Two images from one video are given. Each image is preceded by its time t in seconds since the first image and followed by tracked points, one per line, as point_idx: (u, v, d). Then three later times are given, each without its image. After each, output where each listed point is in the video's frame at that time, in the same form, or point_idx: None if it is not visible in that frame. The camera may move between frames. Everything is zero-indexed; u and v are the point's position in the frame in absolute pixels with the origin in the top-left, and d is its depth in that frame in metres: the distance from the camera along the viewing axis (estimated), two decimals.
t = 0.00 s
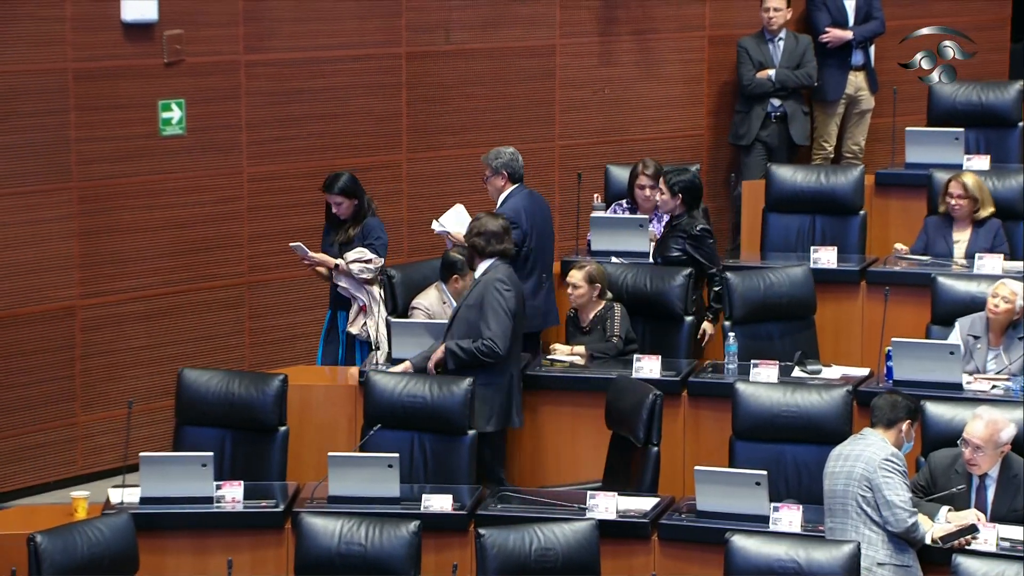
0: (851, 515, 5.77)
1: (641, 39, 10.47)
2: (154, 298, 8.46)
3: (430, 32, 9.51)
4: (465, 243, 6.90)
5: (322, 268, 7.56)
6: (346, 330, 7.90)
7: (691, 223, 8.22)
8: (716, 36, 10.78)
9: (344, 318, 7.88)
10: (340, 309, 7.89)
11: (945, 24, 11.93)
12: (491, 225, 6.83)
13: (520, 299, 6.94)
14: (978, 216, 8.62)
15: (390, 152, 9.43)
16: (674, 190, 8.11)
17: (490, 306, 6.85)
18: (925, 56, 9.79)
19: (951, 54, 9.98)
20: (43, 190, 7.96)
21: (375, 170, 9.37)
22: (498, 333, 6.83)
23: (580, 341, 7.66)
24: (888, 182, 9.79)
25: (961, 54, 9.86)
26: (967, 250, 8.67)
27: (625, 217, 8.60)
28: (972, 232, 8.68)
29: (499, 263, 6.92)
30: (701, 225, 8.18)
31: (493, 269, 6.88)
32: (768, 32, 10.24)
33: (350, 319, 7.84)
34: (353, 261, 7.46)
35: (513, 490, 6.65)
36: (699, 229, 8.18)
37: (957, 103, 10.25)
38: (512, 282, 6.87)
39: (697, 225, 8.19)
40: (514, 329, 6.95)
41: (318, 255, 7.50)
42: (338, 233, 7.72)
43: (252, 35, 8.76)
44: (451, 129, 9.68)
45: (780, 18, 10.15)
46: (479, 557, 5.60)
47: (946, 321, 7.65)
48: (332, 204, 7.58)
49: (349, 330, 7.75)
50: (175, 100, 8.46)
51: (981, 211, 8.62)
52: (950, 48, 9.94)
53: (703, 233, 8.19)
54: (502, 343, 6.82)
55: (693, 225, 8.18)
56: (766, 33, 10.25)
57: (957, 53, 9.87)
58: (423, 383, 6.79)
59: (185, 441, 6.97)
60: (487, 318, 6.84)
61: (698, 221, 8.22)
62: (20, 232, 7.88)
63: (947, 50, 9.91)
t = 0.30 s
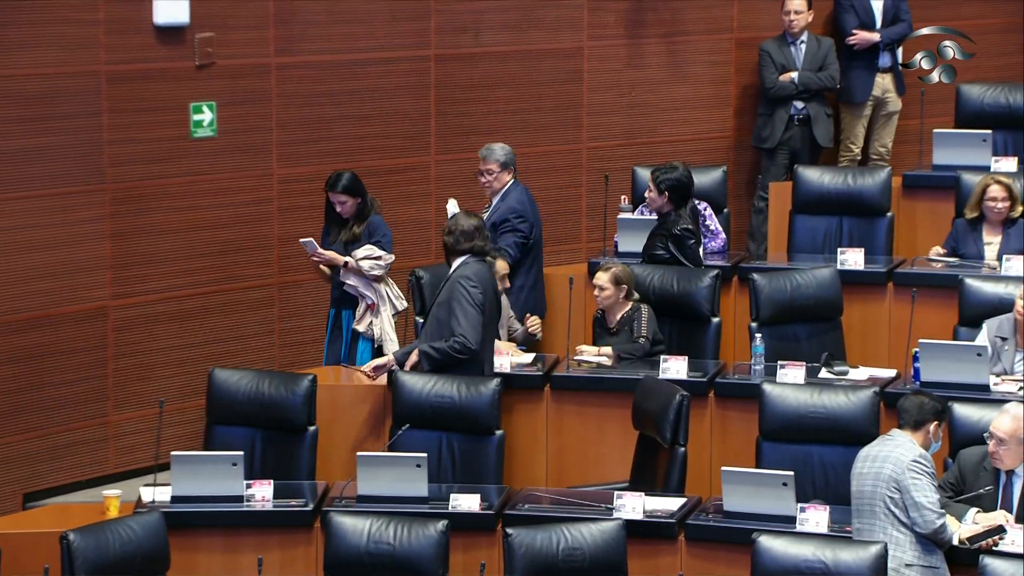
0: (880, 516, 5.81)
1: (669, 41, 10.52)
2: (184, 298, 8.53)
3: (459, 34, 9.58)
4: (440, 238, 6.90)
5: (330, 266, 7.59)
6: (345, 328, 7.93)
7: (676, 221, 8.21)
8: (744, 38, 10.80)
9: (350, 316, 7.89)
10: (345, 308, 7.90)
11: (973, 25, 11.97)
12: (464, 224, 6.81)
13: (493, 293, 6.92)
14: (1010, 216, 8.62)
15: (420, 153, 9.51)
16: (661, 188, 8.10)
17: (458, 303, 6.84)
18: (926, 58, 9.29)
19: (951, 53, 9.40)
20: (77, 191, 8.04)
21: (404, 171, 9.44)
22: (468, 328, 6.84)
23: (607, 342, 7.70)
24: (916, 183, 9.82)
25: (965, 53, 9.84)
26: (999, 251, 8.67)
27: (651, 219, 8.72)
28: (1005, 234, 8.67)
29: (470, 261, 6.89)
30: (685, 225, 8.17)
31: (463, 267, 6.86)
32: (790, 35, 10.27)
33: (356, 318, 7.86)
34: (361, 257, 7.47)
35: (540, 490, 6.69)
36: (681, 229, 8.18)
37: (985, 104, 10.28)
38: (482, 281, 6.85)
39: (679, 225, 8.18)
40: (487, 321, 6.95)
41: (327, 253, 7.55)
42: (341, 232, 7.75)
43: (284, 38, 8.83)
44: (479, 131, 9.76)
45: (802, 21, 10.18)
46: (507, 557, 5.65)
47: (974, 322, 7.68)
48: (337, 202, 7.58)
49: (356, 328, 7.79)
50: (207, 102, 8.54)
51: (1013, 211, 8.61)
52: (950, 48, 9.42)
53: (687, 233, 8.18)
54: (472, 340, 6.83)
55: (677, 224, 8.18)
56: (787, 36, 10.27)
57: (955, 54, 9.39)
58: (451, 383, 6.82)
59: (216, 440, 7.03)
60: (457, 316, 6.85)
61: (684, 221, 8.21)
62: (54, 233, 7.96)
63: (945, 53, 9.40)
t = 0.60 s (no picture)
0: (907, 517, 5.83)
1: (696, 43, 10.59)
2: (213, 299, 8.60)
3: (486, 37, 9.65)
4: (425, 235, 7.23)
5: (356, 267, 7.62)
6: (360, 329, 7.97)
7: (667, 226, 8.39)
8: (770, 40, 10.88)
9: (371, 318, 7.92)
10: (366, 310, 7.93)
11: (999, 28, 12.03)
12: (440, 228, 7.08)
13: (454, 305, 7.10)
14: None
15: (448, 156, 9.57)
16: (650, 193, 8.32)
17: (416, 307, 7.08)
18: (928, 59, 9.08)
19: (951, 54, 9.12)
20: (110, 193, 8.12)
21: (434, 174, 9.51)
22: (418, 333, 7.04)
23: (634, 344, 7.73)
24: (943, 185, 9.84)
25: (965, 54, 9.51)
26: None
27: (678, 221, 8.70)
28: None
29: (444, 265, 7.14)
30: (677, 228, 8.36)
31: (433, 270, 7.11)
32: (804, 38, 10.30)
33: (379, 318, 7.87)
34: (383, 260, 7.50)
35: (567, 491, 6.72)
36: (672, 232, 8.36)
37: (1012, 107, 10.36)
38: (438, 287, 7.04)
39: (671, 227, 8.36)
40: (444, 332, 7.12)
41: (353, 255, 7.62)
42: (359, 233, 7.82)
43: (314, 40, 8.90)
44: (507, 132, 9.82)
45: (815, 23, 10.21)
46: (534, 557, 5.66)
47: (1001, 323, 7.68)
48: (355, 203, 7.67)
49: (382, 328, 7.78)
50: (237, 105, 8.61)
51: None
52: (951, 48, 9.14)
53: (679, 234, 8.35)
54: (420, 344, 7.01)
55: (668, 228, 8.36)
56: (802, 38, 10.31)
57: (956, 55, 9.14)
58: (479, 383, 6.87)
59: (246, 439, 7.09)
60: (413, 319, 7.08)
61: (674, 224, 8.39)
62: (87, 234, 8.04)
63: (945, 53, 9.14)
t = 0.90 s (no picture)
0: (934, 519, 5.84)
1: (724, 45, 10.65)
2: (242, 300, 8.67)
3: (516, 40, 9.70)
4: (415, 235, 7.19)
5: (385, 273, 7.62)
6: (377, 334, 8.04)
7: (663, 221, 8.24)
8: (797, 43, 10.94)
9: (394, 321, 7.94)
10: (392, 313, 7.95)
11: None
12: (429, 228, 7.04)
13: (437, 306, 7.07)
14: None
15: (476, 157, 9.63)
16: (645, 189, 8.17)
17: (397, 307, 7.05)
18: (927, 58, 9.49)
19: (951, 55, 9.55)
20: (142, 194, 8.19)
21: (463, 175, 9.57)
22: (398, 334, 7.00)
23: (660, 344, 7.77)
24: (971, 187, 9.92)
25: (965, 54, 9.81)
26: None
27: (706, 222, 8.68)
28: None
29: (431, 265, 7.11)
30: (675, 223, 8.22)
31: (423, 270, 7.08)
32: (817, 42, 10.33)
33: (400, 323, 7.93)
34: (410, 268, 7.47)
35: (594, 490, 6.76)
36: (672, 227, 8.24)
37: None
38: (420, 287, 7.01)
39: (670, 222, 8.23)
40: (426, 333, 7.09)
41: (379, 261, 7.59)
42: (382, 237, 7.85)
43: (344, 43, 8.96)
44: (535, 135, 9.88)
45: (829, 27, 10.21)
46: (562, 556, 5.69)
47: None
48: (381, 206, 7.71)
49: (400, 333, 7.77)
50: (268, 107, 8.68)
51: None
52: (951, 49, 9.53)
53: (677, 229, 8.24)
54: (399, 344, 6.98)
55: (665, 222, 8.22)
56: (816, 42, 10.33)
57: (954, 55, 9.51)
58: (507, 384, 6.90)
59: (276, 439, 7.09)
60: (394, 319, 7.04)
61: (671, 219, 8.26)
62: (119, 235, 8.11)
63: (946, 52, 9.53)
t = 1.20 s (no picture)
0: (950, 520, 5.86)
1: (741, 46, 10.68)
2: (261, 301, 8.72)
3: (534, 41, 9.74)
4: (416, 236, 7.27)
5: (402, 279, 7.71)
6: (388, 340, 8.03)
7: (655, 223, 8.38)
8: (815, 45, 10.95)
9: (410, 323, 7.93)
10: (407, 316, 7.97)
11: None
12: (432, 228, 7.12)
13: (438, 305, 7.12)
14: None
15: (493, 158, 9.67)
16: (638, 191, 8.32)
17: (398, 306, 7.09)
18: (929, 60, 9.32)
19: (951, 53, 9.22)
20: (163, 195, 8.24)
21: (480, 176, 9.62)
22: (401, 332, 7.04)
23: (678, 345, 7.83)
24: (991, 188, 9.99)
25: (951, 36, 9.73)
26: None
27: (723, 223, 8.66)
28: None
29: (432, 265, 7.16)
30: (664, 225, 8.35)
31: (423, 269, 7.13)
32: (828, 44, 10.35)
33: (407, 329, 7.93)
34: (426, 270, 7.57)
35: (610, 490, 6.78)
36: (661, 229, 8.36)
37: None
38: (422, 286, 7.06)
39: (659, 225, 8.36)
40: (428, 332, 7.13)
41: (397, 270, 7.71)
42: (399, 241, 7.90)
43: (364, 45, 9.01)
44: (553, 136, 9.93)
45: (838, 29, 10.25)
46: (578, 556, 5.71)
47: None
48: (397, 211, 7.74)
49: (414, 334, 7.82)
50: (287, 109, 8.73)
51: None
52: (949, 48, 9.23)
53: (665, 232, 8.36)
54: (403, 342, 7.03)
55: (655, 224, 8.35)
56: (826, 44, 10.36)
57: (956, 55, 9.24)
58: (524, 384, 6.93)
59: (294, 439, 7.10)
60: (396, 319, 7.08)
61: (662, 221, 8.39)
62: (140, 236, 8.17)
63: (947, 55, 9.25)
